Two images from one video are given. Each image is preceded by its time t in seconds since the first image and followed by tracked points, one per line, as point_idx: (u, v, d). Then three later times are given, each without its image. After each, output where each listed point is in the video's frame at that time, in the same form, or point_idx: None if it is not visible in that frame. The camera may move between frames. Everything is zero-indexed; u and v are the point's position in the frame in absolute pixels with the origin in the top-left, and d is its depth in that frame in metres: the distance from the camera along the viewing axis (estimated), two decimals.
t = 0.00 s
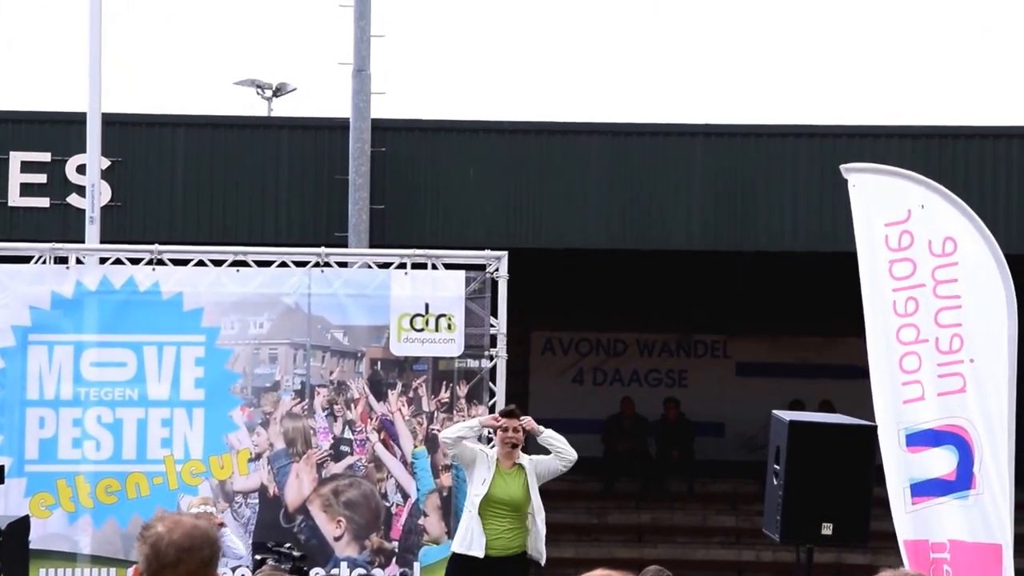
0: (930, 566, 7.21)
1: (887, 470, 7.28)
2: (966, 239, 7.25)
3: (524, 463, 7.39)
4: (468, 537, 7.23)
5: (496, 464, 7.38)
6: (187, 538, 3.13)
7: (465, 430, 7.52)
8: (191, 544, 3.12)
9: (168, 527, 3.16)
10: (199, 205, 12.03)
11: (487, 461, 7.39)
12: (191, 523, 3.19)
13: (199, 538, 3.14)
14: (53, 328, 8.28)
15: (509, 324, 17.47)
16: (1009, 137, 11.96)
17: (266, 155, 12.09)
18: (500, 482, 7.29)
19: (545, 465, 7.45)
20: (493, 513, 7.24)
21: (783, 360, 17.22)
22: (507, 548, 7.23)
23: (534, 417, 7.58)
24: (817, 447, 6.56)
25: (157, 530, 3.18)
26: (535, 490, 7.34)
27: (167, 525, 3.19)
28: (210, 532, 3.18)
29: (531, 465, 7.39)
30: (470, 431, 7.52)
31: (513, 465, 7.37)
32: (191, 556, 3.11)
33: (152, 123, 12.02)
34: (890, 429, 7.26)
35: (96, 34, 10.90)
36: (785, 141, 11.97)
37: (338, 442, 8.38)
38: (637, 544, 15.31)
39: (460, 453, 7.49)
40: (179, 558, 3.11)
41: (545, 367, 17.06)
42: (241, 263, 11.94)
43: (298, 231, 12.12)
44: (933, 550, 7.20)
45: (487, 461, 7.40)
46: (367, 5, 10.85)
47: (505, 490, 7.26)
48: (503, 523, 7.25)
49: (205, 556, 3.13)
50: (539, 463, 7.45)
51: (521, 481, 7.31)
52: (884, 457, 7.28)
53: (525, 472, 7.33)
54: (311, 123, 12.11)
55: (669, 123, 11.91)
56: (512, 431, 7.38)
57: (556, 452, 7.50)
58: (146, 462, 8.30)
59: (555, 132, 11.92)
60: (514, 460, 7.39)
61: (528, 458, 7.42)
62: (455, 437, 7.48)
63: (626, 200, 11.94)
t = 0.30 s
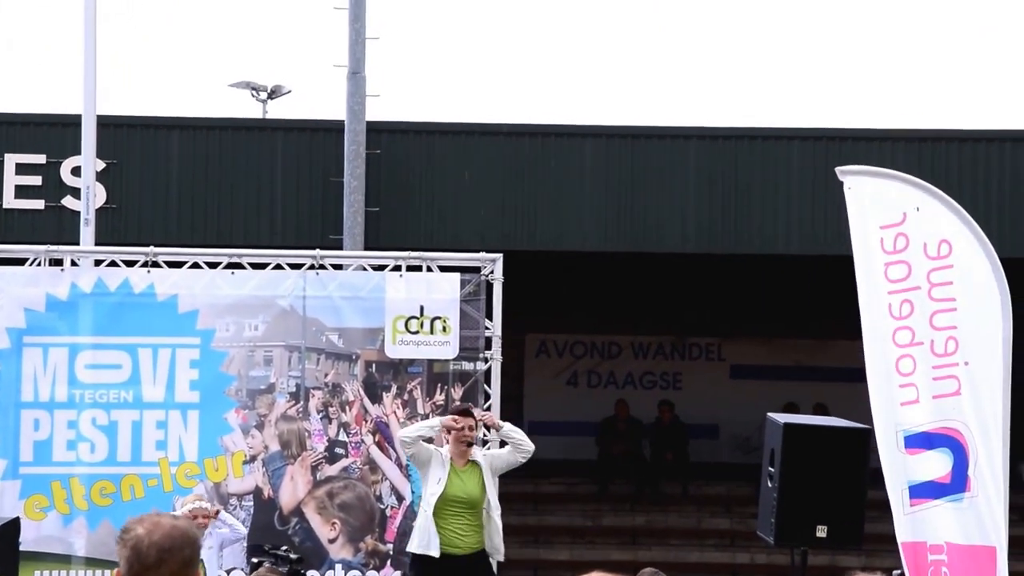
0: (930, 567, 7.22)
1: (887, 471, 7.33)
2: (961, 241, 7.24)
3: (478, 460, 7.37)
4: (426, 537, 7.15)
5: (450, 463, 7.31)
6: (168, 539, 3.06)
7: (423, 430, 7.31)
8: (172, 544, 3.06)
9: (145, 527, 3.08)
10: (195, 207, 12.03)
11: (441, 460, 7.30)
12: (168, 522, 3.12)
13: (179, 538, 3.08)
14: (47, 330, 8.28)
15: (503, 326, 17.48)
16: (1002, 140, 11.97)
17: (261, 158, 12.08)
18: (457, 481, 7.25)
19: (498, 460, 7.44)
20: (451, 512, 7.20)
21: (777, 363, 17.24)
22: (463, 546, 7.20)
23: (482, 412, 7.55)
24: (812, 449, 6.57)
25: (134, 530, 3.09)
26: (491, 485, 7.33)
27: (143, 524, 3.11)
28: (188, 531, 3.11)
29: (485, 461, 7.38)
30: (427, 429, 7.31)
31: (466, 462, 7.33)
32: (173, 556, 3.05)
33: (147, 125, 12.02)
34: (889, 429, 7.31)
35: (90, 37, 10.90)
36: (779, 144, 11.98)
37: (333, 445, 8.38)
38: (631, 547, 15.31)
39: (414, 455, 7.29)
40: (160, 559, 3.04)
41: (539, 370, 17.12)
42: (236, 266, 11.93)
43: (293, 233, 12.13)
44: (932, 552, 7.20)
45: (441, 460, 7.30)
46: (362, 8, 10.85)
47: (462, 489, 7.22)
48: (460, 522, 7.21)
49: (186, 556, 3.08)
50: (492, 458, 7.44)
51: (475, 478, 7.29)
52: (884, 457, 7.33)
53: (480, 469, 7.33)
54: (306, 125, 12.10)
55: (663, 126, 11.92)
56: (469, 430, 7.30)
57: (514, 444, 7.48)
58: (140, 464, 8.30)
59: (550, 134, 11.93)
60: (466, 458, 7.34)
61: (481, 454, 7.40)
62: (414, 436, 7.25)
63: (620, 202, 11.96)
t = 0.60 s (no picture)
0: (923, 570, 7.24)
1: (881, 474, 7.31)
2: (955, 245, 7.27)
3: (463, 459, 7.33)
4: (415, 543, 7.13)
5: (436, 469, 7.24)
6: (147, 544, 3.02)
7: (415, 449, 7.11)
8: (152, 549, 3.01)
9: (124, 532, 3.04)
10: (189, 210, 12.04)
11: (427, 469, 7.21)
12: (148, 526, 3.08)
13: (159, 542, 3.03)
14: (42, 332, 8.28)
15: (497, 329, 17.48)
16: (995, 143, 12.00)
17: (255, 160, 12.08)
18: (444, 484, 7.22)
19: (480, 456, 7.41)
20: (442, 516, 7.18)
21: (770, 366, 17.29)
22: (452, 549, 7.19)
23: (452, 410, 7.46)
24: (806, 452, 6.58)
25: (113, 535, 3.06)
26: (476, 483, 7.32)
27: (123, 529, 3.07)
28: (168, 534, 3.07)
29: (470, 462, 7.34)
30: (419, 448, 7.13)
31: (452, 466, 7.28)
32: (154, 560, 3.01)
33: (141, 128, 12.02)
34: (884, 433, 7.30)
35: (86, 40, 10.90)
36: (773, 147, 12.00)
37: (327, 447, 8.39)
38: (625, 550, 15.31)
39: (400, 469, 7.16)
40: (141, 564, 3.01)
41: (533, 373, 17.14)
42: (230, 269, 11.94)
43: (287, 236, 12.14)
44: (926, 554, 7.22)
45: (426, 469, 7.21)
46: (357, 11, 10.87)
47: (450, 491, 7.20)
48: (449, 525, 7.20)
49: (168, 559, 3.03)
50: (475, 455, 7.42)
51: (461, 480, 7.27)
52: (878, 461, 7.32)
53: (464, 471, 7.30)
54: (301, 128, 12.10)
55: (657, 129, 11.94)
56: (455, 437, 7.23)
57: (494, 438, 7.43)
58: (135, 466, 8.31)
59: (544, 137, 11.94)
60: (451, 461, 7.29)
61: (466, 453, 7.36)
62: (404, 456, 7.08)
63: (614, 205, 11.98)
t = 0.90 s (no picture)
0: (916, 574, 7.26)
1: (876, 478, 7.34)
2: (950, 248, 7.29)
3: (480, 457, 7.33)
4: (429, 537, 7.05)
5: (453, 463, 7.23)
6: (140, 546, 3.06)
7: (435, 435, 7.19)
8: (145, 552, 3.06)
9: (117, 535, 3.08)
10: (184, 214, 12.04)
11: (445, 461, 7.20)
12: (141, 527, 3.12)
13: (152, 544, 3.07)
14: (36, 336, 8.27)
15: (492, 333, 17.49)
16: (988, 148, 12.03)
17: (249, 165, 12.08)
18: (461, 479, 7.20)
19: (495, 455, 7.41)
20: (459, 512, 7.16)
21: (764, 370, 17.32)
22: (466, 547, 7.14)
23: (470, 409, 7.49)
24: (800, 456, 6.60)
25: (107, 538, 3.10)
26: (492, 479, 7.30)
27: (116, 531, 3.11)
28: (161, 535, 3.11)
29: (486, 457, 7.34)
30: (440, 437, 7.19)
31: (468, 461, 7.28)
32: (146, 562, 3.06)
33: (136, 132, 12.03)
34: (877, 437, 7.34)
35: (80, 44, 10.91)
36: (767, 152, 12.01)
37: (321, 451, 8.39)
38: (618, 554, 15.29)
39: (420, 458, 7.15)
40: (134, 566, 3.05)
41: (527, 377, 17.17)
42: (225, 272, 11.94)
43: (281, 240, 12.13)
44: (919, 558, 7.24)
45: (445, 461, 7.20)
46: (351, 15, 10.88)
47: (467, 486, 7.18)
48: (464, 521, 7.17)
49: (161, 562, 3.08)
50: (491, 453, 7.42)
51: (479, 477, 7.25)
52: (873, 465, 7.35)
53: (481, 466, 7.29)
54: (295, 133, 12.11)
55: (650, 133, 11.96)
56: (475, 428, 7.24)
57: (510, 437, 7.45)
58: (129, 470, 8.30)
59: (538, 141, 11.95)
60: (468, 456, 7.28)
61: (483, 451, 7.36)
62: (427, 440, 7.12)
63: (607, 210, 12.00)
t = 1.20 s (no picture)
0: None
1: (873, 483, 7.33)
2: (945, 253, 7.31)
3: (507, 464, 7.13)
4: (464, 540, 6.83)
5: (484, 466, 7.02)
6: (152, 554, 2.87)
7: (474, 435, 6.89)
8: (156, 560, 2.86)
9: (129, 539, 2.88)
10: (179, 218, 12.04)
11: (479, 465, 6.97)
12: (152, 533, 2.92)
13: (163, 550, 2.87)
14: (31, 340, 8.27)
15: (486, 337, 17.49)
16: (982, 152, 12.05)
17: (244, 169, 12.09)
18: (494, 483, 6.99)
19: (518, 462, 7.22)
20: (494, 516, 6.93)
21: (759, 373, 17.30)
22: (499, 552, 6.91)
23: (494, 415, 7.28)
24: (793, 461, 6.61)
25: (119, 541, 2.89)
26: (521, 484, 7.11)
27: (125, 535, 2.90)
28: (174, 543, 2.92)
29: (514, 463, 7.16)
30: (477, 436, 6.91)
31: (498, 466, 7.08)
32: (156, 569, 2.86)
33: (130, 136, 12.03)
34: (874, 442, 7.33)
35: (75, 48, 10.91)
36: (762, 155, 12.03)
37: (316, 455, 8.38)
38: (612, 558, 15.21)
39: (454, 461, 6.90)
40: (143, 572, 2.86)
41: (521, 380, 17.16)
42: (220, 276, 11.94)
43: (276, 244, 12.14)
44: (917, 562, 7.26)
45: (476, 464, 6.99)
46: (346, 19, 10.89)
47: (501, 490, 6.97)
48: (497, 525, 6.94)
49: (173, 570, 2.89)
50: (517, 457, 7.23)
51: (510, 480, 7.05)
52: (870, 469, 7.33)
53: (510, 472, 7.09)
54: (290, 137, 12.12)
55: (645, 138, 11.97)
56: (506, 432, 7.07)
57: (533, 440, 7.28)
58: (124, 474, 8.30)
59: (532, 146, 11.97)
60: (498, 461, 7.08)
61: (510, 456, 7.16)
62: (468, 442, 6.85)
63: (602, 214, 12.01)
